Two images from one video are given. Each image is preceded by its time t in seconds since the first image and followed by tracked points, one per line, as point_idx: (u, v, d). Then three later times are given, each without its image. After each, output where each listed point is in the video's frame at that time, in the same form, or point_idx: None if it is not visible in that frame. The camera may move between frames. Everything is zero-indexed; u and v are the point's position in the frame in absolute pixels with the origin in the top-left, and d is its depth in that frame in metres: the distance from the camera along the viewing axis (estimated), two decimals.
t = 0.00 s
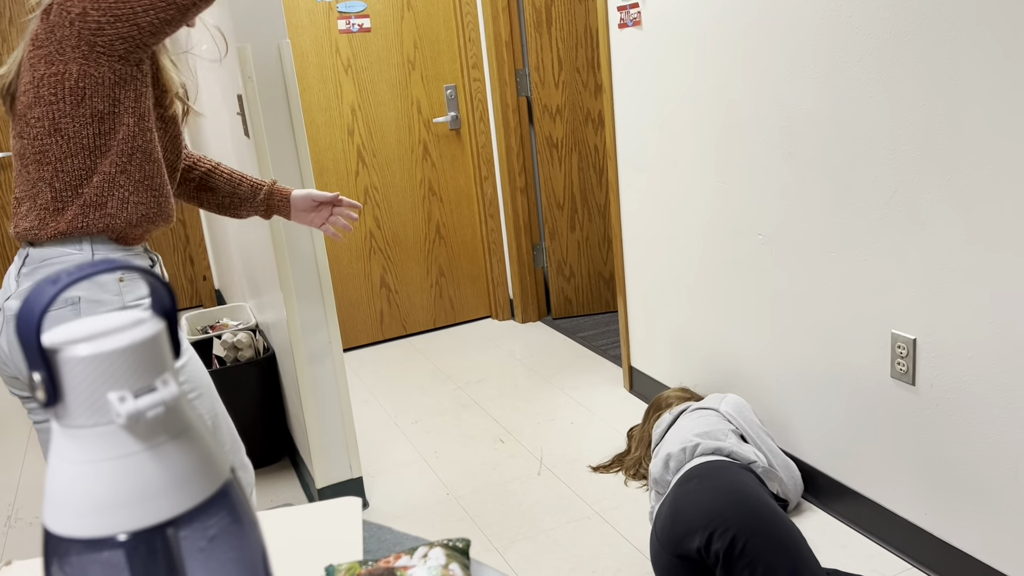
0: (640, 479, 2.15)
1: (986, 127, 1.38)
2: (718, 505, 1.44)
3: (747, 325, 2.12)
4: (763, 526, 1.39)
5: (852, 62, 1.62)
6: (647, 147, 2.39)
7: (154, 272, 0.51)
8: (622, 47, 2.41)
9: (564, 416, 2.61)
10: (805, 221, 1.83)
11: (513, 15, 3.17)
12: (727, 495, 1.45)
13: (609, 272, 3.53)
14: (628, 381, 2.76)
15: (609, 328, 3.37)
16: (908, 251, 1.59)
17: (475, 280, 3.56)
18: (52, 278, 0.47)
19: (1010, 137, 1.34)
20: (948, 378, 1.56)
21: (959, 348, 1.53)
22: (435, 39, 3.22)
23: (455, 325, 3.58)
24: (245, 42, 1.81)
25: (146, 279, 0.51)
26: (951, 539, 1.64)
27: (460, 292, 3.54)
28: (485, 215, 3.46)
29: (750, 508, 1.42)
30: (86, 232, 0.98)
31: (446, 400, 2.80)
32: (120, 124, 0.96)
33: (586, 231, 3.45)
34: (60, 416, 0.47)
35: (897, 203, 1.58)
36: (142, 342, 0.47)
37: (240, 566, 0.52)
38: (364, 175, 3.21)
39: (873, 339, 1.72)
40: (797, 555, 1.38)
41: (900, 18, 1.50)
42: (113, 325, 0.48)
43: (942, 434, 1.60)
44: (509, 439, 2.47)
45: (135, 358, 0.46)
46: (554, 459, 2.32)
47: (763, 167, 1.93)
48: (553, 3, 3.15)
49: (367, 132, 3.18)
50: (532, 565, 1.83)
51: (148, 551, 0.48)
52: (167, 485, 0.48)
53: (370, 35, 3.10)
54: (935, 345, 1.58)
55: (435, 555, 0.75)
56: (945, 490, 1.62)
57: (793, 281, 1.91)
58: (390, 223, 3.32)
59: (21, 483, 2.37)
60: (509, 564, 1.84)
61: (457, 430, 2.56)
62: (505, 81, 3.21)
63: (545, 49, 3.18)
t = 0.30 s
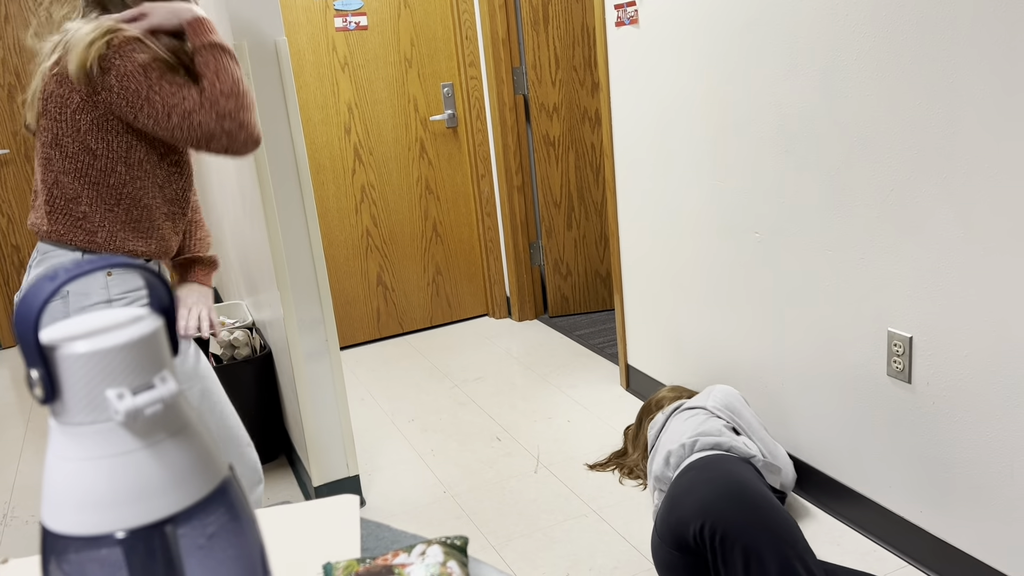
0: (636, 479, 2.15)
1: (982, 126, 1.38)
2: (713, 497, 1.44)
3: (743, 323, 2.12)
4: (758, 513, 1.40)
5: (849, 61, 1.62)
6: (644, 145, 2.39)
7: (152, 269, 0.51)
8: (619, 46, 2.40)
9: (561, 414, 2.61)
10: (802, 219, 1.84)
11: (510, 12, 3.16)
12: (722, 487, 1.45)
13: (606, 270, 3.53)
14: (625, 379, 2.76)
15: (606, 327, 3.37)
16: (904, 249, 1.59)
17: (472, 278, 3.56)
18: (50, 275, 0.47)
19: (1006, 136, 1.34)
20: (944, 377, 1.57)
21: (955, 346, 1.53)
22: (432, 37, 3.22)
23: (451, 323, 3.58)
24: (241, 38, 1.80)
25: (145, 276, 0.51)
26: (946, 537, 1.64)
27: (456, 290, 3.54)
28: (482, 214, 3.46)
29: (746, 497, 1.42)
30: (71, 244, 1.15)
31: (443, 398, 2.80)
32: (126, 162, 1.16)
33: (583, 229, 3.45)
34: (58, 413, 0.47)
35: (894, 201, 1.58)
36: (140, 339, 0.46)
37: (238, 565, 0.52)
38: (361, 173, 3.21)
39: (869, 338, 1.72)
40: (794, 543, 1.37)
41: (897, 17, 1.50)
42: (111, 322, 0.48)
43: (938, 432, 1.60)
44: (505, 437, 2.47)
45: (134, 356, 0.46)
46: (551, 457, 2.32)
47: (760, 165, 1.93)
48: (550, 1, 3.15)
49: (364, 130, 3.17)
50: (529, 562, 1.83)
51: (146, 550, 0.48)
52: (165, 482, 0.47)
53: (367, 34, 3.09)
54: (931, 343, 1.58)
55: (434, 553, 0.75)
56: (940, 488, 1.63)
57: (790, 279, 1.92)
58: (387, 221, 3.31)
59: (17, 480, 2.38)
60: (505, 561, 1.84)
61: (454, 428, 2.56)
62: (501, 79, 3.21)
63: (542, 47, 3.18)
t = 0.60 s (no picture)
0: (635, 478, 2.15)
1: (979, 123, 1.38)
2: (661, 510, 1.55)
3: (741, 322, 2.13)
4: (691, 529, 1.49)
5: (846, 59, 1.62)
6: (642, 143, 2.39)
7: (152, 265, 0.51)
8: (617, 44, 2.40)
9: (559, 411, 2.61)
10: (799, 217, 1.84)
11: (508, 11, 3.16)
12: (663, 494, 1.56)
13: (604, 269, 3.53)
14: (623, 377, 2.76)
15: (604, 325, 3.37)
16: (902, 247, 1.59)
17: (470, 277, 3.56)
18: (49, 272, 0.47)
19: (1003, 134, 1.35)
20: (942, 374, 1.57)
21: (953, 345, 1.53)
22: (429, 35, 3.21)
23: (450, 321, 3.58)
24: (238, 35, 1.80)
25: (144, 272, 0.51)
26: (944, 534, 1.64)
27: (455, 288, 3.54)
28: (480, 212, 3.46)
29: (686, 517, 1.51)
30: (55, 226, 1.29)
31: (441, 397, 2.80)
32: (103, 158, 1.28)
33: (581, 227, 3.45)
34: (58, 411, 0.47)
35: (892, 199, 1.59)
36: (140, 337, 0.46)
37: (239, 563, 0.52)
38: (359, 171, 3.21)
39: (867, 336, 1.72)
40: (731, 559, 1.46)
41: (894, 15, 1.50)
42: (111, 320, 0.48)
43: (936, 430, 1.61)
44: (504, 435, 2.47)
45: (134, 354, 0.46)
46: (549, 455, 2.33)
47: (758, 164, 1.93)
48: None
49: (362, 128, 3.17)
50: (528, 560, 1.83)
51: (147, 548, 0.48)
52: (166, 480, 0.47)
53: (364, 32, 3.08)
54: (929, 341, 1.58)
55: (433, 551, 0.75)
56: (938, 486, 1.63)
57: (787, 278, 1.92)
58: (385, 219, 3.31)
59: (14, 479, 2.38)
60: (504, 559, 1.85)
61: (452, 427, 2.56)
62: (499, 77, 3.20)
63: (540, 46, 3.18)
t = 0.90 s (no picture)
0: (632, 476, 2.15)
1: (976, 123, 1.38)
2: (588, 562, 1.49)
3: (737, 320, 2.13)
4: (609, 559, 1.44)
5: (843, 57, 1.62)
6: (639, 142, 2.39)
7: (146, 266, 0.51)
8: (615, 42, 2.41)
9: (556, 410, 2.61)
10: (797, 216, 1.84)
11: (505, 8, 3.16)
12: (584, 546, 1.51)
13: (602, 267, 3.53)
14: (620, 375, 2.77)
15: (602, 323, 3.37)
16: (899, 246, 1.59)
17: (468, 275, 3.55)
18: (42, 272, 0.47)
19: (1000, 133, 1.35)
20: (939, 373, 1.57)
21: (950, 343, 1.53)
22: (427, 34, 3.21)
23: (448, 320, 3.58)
24: (237, 34, 1.79)
25: (138, 272, 0.51)
26: (940, 532, 1.65)
27: (452, 286, 3.54)
28: (478, 210, 3.45)
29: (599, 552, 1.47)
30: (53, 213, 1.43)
31: (438, 395, 2.80)
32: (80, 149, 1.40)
33: (579, 226, 3.45)
34: (52, 411, 0.47)
35: (889, 198, 1.59)
36: (133, 337, 0.46)
37: (233, 562, 0.52)
38: (357, 170, 3.20)
39: (865, 334, 1.73)
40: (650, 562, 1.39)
41: (891, 13, 1.50)
42: (104, 320, 0.48)
43: (934, 429, 1.61)
44: (501, 434, 2.47)
45: (128, 354, 0.46)
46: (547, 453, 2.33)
47: (755, 162, 1.94)
48: None
49: (360, 127, 3.17)
50: (525, 559, 1.84)
51: (141, 547, 0.48)
52: (161, 480, 0.47)
53: (362, 30, 3.08)
54: (926, 340, 1.58)
55: (429, 550, 0.75)
56: (935, 484, 1.63)
57: (785, 276, 1.92)
58: (383, 217, 3.31)
59: (12, 478, 2.37)
60: (501, 557, 1.85)
61: (450, 425, 2.56)
62: (497, 75, 3.20)
63: (538, 44, 3.18)
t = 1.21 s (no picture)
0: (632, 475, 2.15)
1: (974, 120, 1.39)
2: None
3: (737, 319, 2.13)
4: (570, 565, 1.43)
5: (842, 56, 1.63)
6: (638, 140, 2.39)
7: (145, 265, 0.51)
8: (613, 41, 2.41)
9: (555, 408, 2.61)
10: (795, 214, 1.84)
11: (505, 7, 3.16)
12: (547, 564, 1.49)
13: (601, 266, 3.53)
14: (619, 373, 2.77)
15: (601, 322, 3.37)
16: (897, 245, 1.59)
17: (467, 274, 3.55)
18: (41, 272, 0.47)
19: (998, 130, 1.35)
20: (938, 371, 1.57)
21: (949, 341, 1.54)
22: (426, 33, 3.21)
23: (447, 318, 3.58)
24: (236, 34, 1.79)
25: (138, 272, 0.51)
26: (939, 530, 1.65)
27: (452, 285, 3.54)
28: (477, 209, 3.45)
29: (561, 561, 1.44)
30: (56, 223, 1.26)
31: (438, 394, 2.80)
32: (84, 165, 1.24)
33: (578, 225, 3.45)
34: (51, 410, 0.47)
35: (888, 195, 1.59)
36: (132, 336, 0.46)
37: (231, 560, 0.52)
38: (356, 169, 3.20)
39: (864, 332, 1.73)
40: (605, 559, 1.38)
41: (890, 12, 1.50)
42: (102, 320, 0.48)
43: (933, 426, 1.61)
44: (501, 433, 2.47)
45: (127, 353, 0.46)
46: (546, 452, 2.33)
47: (754, 161, 1.94)
48: None
49: (359, 126, 3.17)
50: (525, 557, 1.84)
51: (140, 546, 0.48)
52: (160, 479, 0.48)
53: (361, 29, 3.08)
54: (925, 338, 1.59)
55: (428, 548, 0.75)
56: (934, 482, 1.63)
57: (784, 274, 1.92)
58: (382, 216, 3.31)
59: (12, 477, 2.38)
60: (501, 556, 1.85)
61: (449, 424, 2.56)
62: (496, 74, 3.20)
63: (537, 43, 3.18)
